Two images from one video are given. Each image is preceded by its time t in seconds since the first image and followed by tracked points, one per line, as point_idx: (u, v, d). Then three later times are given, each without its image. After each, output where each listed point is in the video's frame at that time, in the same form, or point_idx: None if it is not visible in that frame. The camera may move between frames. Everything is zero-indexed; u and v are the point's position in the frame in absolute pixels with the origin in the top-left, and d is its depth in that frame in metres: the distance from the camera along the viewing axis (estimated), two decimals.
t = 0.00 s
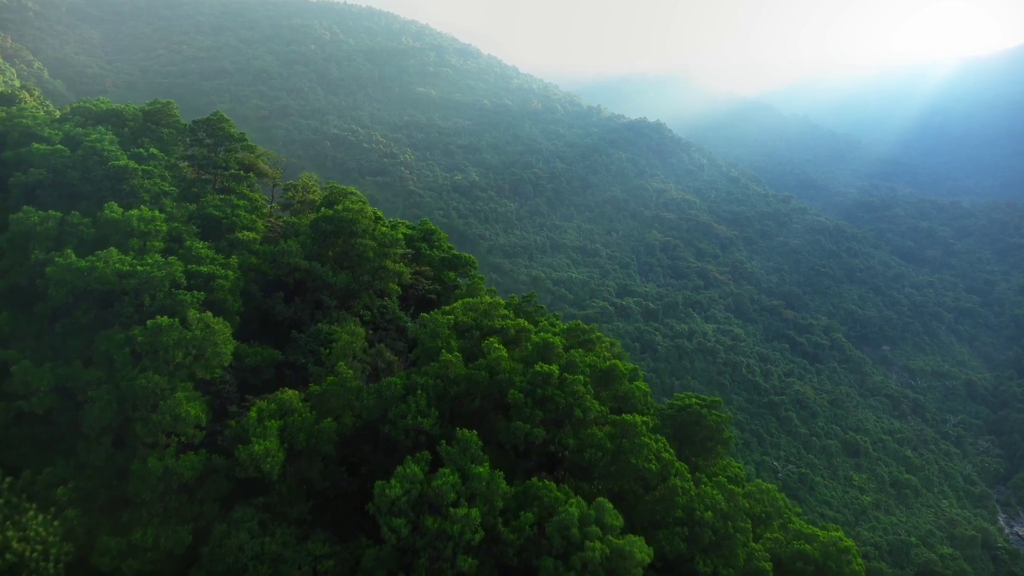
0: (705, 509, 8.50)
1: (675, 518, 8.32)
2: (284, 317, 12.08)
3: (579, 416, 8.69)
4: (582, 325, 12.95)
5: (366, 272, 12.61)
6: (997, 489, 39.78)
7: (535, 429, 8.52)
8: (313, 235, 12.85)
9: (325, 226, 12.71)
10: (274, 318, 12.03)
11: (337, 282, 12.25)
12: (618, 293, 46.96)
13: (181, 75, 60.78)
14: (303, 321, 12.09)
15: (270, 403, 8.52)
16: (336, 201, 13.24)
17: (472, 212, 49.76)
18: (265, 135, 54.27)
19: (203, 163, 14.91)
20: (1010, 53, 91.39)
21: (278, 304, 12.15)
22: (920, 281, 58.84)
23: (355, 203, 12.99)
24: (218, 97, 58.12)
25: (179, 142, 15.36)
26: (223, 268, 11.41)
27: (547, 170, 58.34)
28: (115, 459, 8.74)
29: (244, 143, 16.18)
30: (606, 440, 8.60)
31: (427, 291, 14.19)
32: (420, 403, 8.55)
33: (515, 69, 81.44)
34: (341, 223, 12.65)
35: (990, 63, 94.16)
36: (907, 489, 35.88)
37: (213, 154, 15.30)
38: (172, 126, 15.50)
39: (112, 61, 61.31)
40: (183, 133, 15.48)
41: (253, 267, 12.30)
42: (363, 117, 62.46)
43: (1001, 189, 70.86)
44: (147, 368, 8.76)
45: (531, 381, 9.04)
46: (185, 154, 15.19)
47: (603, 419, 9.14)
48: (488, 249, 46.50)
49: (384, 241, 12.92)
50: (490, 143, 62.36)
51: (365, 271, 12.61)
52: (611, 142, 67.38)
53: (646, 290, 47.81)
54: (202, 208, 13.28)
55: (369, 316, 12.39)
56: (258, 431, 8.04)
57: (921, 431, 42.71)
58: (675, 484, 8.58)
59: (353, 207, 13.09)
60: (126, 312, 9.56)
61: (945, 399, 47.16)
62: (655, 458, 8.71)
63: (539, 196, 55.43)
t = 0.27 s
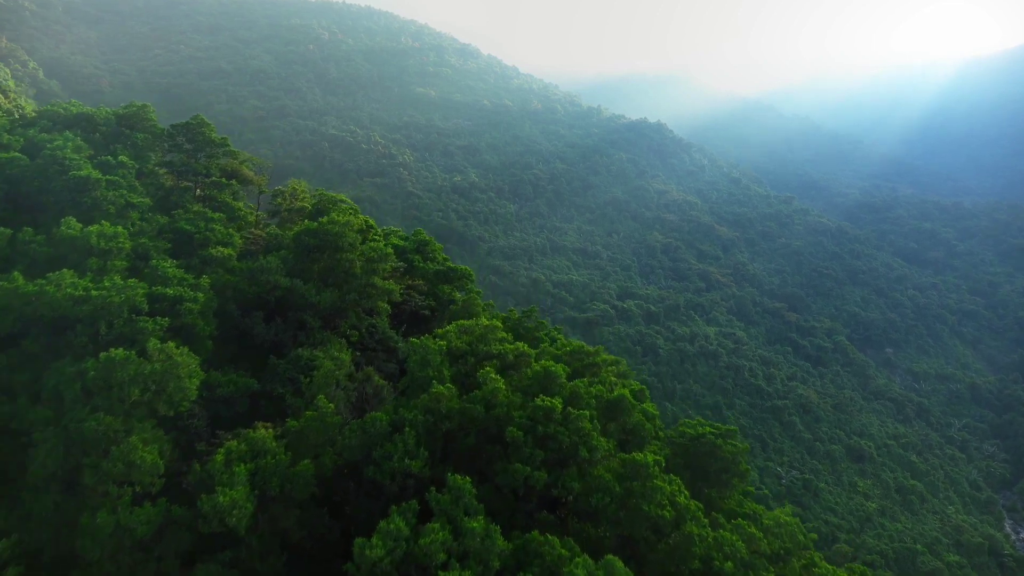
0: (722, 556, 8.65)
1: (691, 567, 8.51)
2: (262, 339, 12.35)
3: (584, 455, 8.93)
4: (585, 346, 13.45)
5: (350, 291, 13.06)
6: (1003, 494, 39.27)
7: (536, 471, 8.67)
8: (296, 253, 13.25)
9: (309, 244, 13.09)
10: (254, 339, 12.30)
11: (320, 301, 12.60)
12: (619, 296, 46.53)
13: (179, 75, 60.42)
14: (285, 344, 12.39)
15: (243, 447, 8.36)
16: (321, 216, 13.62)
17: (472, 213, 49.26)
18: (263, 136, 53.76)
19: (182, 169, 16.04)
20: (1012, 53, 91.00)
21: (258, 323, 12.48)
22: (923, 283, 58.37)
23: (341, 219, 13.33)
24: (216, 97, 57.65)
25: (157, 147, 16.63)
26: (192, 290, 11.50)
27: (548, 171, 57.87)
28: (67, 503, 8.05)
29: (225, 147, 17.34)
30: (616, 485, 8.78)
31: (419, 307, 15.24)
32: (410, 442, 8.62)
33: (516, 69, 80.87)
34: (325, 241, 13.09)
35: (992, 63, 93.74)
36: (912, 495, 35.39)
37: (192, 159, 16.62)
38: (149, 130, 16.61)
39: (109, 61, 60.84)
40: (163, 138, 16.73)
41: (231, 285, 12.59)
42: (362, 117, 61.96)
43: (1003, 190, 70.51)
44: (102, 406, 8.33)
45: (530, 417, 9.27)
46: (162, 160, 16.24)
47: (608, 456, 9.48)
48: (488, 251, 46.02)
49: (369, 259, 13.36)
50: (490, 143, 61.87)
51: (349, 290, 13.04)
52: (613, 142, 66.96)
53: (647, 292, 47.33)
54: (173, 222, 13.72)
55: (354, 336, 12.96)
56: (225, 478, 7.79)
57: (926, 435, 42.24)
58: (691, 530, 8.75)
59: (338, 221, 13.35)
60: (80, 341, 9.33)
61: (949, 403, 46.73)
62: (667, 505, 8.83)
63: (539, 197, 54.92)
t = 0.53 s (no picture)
0: None
1: None
2: (242, 360, 12.55)
3: (589, 498, 8.54)
4: (590, 370, 12.97)
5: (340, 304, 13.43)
6: (1008, 499, 38.91)
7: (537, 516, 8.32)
8: (280, 267, 13.71)
9: (296, 257, 13.58)
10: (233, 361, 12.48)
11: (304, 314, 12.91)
12: (620, 298, 46.15)
13: (176, 75, 60.10)
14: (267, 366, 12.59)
15: (210, 491, 8.05)
16: (305, 230, 14.09)
17: (472, 215, 48.86)
18: (261, 136, 53.32)
19: (163, 177, 16.87)
20: (1013, 53, 90.69)
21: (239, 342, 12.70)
22: (926, 284, 57.94)
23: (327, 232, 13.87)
24: (214, 98, 57.24)
25: (137, 153, 17.51)
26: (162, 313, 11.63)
27: (548, 171, 57.45)
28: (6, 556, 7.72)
29: (208, 152, 18.52)
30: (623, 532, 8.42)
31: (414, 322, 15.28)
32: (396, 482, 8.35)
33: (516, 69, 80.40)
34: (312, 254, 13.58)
35: (993, 62, 93.39)
36: (917, 501, 34.96)
37: (173, 166, 17.48)
38: (128, 135, 17.47)
39: (106, 61, 60.41)
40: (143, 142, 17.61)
41: (211, 304, 12.90)
42: (361, 117, 61.52)
43: (1006, 191, 70.17)
44: (49, 447, 8.17)
45: (530, 454, 8.95)
46: (142, 166, 17.04)
47: (615, 496, 9.20)
48: (487, 253, 45.62)
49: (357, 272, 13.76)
50: (490, 144, 61.46)
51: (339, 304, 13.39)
52: (614, 143, 66.58)
53: (648, 295, 46.96)
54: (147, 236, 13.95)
55: (341, 356, 12.99)
56: (188, 529, 7.43)
57: (930, 439, 41.84)
58: None
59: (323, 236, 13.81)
60: (29, 371, 9.15)
61: (953, 406, 46.36)
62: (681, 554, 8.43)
63: (539, 198, 54.49)
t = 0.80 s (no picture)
0: None
1: None
2: (218, 386, 12.60)
3: (596, 550, 8.03)
4: (595, 396, 12.47)
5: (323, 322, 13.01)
6: (1012, 503, 38.55)
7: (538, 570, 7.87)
8: (259, 283, 13.47)
9: (274, 272, 13.25)
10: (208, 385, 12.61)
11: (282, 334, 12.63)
12: (621, 300, 45.78)
13: (174, 75, 59.76)
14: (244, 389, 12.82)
15: (171, 546, 7.34)
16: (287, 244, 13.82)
17: (471, 216, 48.45)
18: (259, 137, 52.92)
19: (139, 186, 17.53)
20: (1014, 53, 90.40)
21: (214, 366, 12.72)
22: (929, 286, 57.54)
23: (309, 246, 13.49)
24: (212, 98, 56.87)
25: (115, 153, 18.14)
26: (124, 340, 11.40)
27: (548, 172, 57.04)
28: None
29: (188, 158, 18.87)
30: None
31: (405, 340, 15.19)
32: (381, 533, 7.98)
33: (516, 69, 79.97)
34: (293, 269, 13.20)
35: (995, 62, 93.03)
36: (922, 506, 34.54)
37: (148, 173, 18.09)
38: (104, 142, 18.13)
39: (104, 61, 60.06)
40: (121, 144, 18.13)
41: (183, 324, 12.87)
42: (360, 118, 61.13)
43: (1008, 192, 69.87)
44: None
45: (531, 500, 8.49)
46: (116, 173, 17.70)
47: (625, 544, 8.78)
48: (487, 255, 45.23)
49: (341, 287, 13.36)
50: (490, 144, 61.07)
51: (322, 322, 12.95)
52: (614, 143, 66.22)
53: (649, 297, 46.57)
54: (113, 250, 14.19)
55: (327, 380, 12.73)
56: None
57: (934, 443, 41.47)
58: None
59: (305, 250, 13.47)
60: None
61: (957, 409, 45.96)
62: None
63: (539, 199, 54.03)
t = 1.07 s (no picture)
0: None
1: None
2: (184, 421, 11.94)
3: None
4: (604, 433, 12.38)
5: (302, 348, 12.78)
6: (1018, 509, 38.14)
7: None
8: (233, 306, 13.28)
9: (249, 296, 13.09)
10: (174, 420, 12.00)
11: (256, 360, 12.35)
12: (622, 303, 45.32)
13: (171, 75, 59.42)
14: (214, 425, 12.07)
15: None
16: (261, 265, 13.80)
17: (471, 218, 47.98)
18: (257, 138, 52.45)
19: (110, 194, 18.23)
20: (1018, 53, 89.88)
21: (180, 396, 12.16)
22: (932, 288, 57.06)
23: (287, 268, 13.50)
24: (210, 99, 56.41)
25: (82, 159, 18.62)
26: (62, 379, 10.81)
27: (549, 173, 56.53)
28: None
29: (162, 166, 19.73)
30: None
31: (395, 364, 15.34)
32: None
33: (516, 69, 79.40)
34: (270, 292, 13.12)
35: (998, 62, 92.55)
36: (928, 513, 34.08)
37: (117, 178, 18.70)
38: (69, 144, 18.56)
39: (101, 61, 59.62)
40: (88, 151, 18.60)
41: (146, 351, 12.56)
42: (359, 118, 60.65)
43: (1010, 193, 69.60)
44: None
45: (532, 570, 8.26)
46: (82, 178, 18.32)
47: None
48: (486, 257, 44.76)
49: (322, 311, 13.30)
50: (490, 145, 60.57)
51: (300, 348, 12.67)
52: (616, 144, 65.74)
53: (650, 299, 46.10)
54: (65, 272, 13.78)
55: (307, 415, 12.50)
56: None
57: (939, 448, 41.01)
58: None
59: (283, 272, 13.49)
60: None
61: (961, 413, 45.50)
62: None
63: (540, 201, 53.51)
